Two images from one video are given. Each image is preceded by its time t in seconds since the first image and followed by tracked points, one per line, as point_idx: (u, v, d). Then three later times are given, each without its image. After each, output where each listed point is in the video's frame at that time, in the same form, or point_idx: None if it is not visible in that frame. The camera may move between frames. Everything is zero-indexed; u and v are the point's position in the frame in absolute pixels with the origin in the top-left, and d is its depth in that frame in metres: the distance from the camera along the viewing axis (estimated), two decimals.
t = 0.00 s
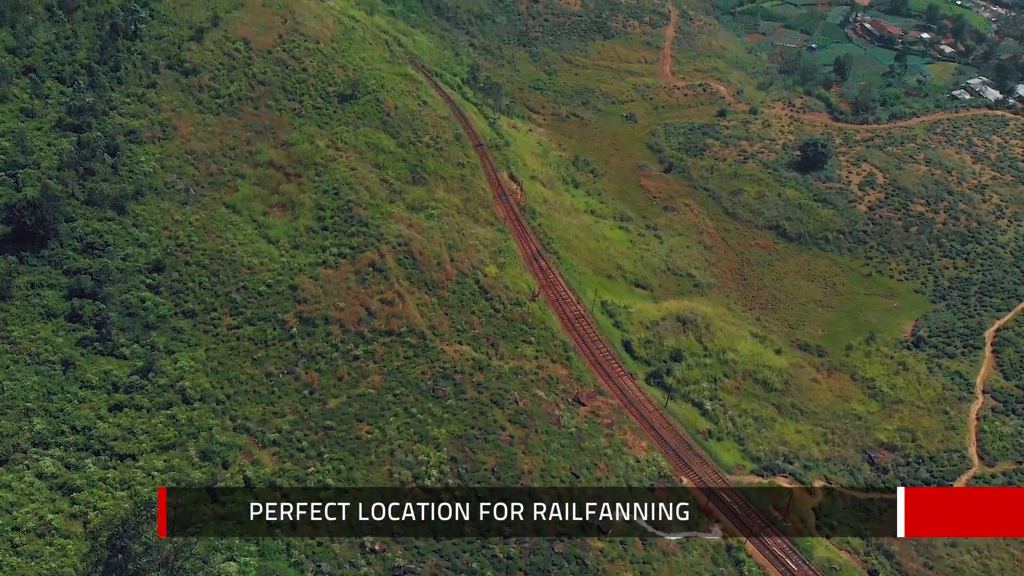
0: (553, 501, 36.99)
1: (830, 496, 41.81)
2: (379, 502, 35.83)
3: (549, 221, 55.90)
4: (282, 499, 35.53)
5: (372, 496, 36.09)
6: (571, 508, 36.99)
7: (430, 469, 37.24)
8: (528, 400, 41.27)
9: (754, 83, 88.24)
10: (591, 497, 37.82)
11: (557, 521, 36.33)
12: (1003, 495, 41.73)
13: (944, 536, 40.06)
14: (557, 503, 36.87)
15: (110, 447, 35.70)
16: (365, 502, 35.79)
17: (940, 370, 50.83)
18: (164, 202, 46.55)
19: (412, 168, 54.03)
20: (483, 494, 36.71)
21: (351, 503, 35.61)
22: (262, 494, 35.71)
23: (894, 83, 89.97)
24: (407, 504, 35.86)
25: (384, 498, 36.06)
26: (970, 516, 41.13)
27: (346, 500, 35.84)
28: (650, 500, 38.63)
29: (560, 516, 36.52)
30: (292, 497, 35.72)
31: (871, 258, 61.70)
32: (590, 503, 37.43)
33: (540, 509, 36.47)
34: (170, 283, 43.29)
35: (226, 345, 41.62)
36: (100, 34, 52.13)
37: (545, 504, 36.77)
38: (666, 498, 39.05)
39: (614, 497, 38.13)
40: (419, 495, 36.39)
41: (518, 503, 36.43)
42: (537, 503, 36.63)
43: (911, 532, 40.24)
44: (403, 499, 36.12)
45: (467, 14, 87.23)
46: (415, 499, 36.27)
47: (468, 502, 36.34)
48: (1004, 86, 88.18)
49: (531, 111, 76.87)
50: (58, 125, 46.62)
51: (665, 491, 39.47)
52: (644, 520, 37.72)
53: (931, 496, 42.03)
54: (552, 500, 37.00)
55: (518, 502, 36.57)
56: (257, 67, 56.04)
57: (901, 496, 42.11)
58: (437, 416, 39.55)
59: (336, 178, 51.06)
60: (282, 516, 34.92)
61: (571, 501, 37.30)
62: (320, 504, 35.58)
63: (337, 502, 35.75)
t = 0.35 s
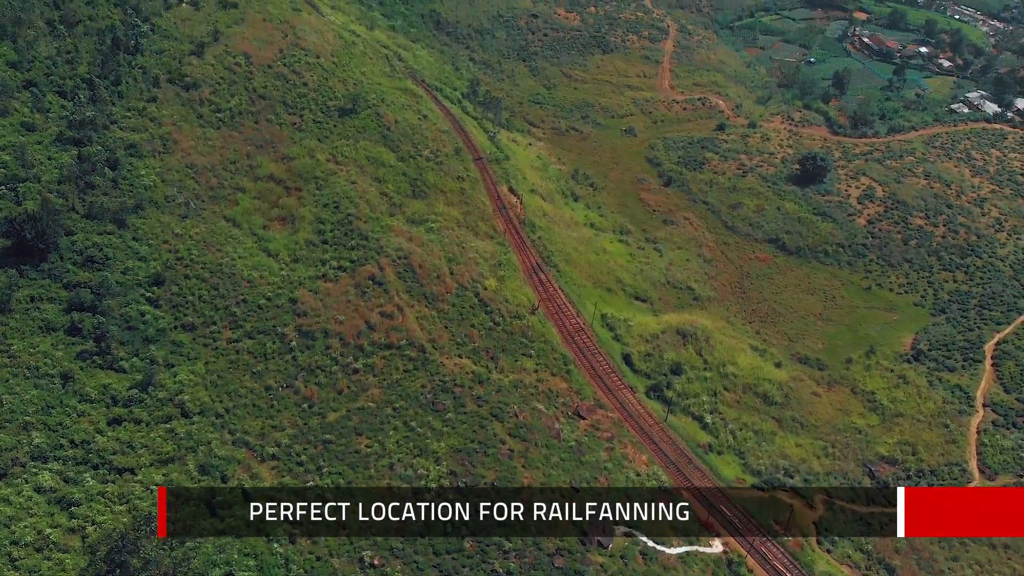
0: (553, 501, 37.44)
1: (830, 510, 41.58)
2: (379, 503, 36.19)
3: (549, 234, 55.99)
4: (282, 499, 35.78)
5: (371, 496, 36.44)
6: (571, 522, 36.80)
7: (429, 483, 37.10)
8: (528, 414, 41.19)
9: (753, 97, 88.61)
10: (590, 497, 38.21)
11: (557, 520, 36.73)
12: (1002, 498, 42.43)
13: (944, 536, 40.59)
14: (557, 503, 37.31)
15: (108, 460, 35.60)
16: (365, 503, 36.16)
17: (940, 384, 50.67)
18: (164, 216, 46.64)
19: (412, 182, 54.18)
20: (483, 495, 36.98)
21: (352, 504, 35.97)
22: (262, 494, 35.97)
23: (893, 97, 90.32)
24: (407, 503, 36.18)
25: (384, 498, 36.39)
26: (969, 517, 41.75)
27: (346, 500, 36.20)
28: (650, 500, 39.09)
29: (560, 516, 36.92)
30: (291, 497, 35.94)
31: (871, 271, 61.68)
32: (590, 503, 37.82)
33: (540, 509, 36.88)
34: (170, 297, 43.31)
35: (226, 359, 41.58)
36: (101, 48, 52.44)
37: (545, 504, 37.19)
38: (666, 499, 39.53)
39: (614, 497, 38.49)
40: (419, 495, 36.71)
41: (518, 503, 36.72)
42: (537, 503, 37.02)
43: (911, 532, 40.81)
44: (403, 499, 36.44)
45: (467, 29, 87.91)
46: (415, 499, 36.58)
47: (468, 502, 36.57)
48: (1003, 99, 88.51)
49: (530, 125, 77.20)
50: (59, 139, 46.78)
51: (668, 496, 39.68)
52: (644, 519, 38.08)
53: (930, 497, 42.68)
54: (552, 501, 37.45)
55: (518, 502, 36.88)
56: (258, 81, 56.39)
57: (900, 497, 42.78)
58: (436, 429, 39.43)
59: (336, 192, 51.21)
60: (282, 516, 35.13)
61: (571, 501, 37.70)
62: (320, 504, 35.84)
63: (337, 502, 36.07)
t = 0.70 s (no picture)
0: (553, 501, 37.93)
1: (831, 524, 41.37)
2: (379, 503, 36.53)
3: (548, 247, 56.06)
4: (282, 500, 36.17)
5: (371, 496, 36.80)
6: (571, 537, 36.51)
7: (429, 498, 36.90)
8: (528, 427, 41.12)
9: (751, 110, 88.87)
10: (590, 497, 38.66)
11: (557, 520, 37.21)
12: (998, 500, 43.62)
13: (943, 537, 41.53)
14: (556, 504, 37.81)
15: (107, 475, 35.48)
16: (365, 503, 36.51)
17: (940, 397, 50.53)
18: (163, 230, 46.76)
19: (412, 196, 54.32)
20: (483, 495, 37.34)
21: (352, 504, 36.32)
22: (262, 494, 36.34)
23: (891, 111, 90.56)
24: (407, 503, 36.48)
25: (384, 498, 36.74)
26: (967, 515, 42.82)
27: (346, 500, 36.58)
28: (650, 500, 39.52)
29: (560, 516, 37.39)
30: (291, 497, 36.34)
31: (871, 285, 61.63)
32: (590, 503, 38.31)
33: (539, 509, 37.29)
34: (169, 311, 43.32)
35: (225, 372, 41.47)
36: (102, 62, 52.69)
37: (545, 504, 37.62)
38: (667, 499, 40.03)
39: (614, 497, 38.99)
40: (419, 495, 36.99)
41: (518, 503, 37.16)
42: (537, 503, 37.44)
43: (911, 532, 41.79)
44: (403, 499, 36.74)
45: (467, 44, 88.60)
46: (415, 499, 36.87)
47: (468, 503, 36.89)
48: (1001, 113, 88.74)
49: (530, 139, 77.48)
50: (59, 153, 46.91)
51: (671, 495, 40.38)
52: (644, 519, 38.43)
53: (930, 496, 43.51)
54: (552, 501, 37.92)
55: (518, 502, 37.27)
56: (259, 95, 56.78)
57: (901, 495, 43.54)
58: (436, 443, 39.34)
59: (336, 205, 51.33)
60: (282, 516, 35.55)
61: (571, 501, 38.18)
62: (320, 504, 36.24)
63: (337, 502, 36.42)
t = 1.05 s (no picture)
0: (553, 500, 38.42)
1: (833, 539, 41.07)
2: (379, 503, 36.92)
3: (548, 261, 56.10)
4: (282, 499, 36.64)
5: (372, 496, 37.18)
6: (571, 551, 36.24)
7: (428, 513, 36.68)
8: (527, 441, 41.03)
9: (750, 124, 89.14)
10: (590, 497, 39.15)
11: (557, 520, 37.58)
12: (997, 498, 44.19)
13: (943, 536, 42.09)
14: (557, 503, 38.31)
15: (105, 489, 35.31)
16: (365, 502, 36.89)
17: (941, 411, 50.38)
18: (163, 243, 46.83)
19: (411, 209, 54.46)
20: (482, 495, 37.73)
21: (351, 504, 36.67)
22: (261, 494, 36.81)
23: (889, 125, 90.79)
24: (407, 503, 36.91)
25: (384, 498, 37.14)
26: (964, 515, 43.51)
27: (346, 500, 36.97)
28: (649, 500, 40.22)
29: (560, 516, 37.79)
30: (291, 497, 36.83)
31: (870, 298, 61.55)
32: (590, 503, 38.80)
33: (539, 509, 37.75)
34: (169, 324, 43.29)
35: (224, 386, 41.34)
36: (103, 76, 52.95)
37: (545, 504, 38.10)
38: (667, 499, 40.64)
39: (614, 497, 39.60)
40: (419, 496, 37.41)
41: (518, 503, 37.54)
42: (537, 503, 37.87)
43: (911, 532, 42.35)
44: (403, 499, 37.17)
45: (466, 59, 89.13)
46: (414, 500, 37.26)
47: (468, 502, 37.26)
48: (999, 127, 89.02)
49: (529, 153, 77.77)
50: (60, 166, 47.05)
51: (669, 496, 40.80)
52: (644, 519, 39.19)
53: (928, 496, 44.11)
54: (552, 501, 38.39)
55: (518, 503, 37.68)
56: (259, 109, 57.16)
57: (901, 495, 44.06)
58: (435, 458, 39.22)
59: (336, 218, 51.43)
60: (282, 516, 36.00)
61: (571, 501, 38.73)
62: (320, 504, 36.66)
63: (337, 502, 36.78)
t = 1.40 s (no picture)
0: (553, 501, 38.81)
1: (834, 552, 40.84)
2: (379, 503, 37.34)
3: (547, 274, 56.13)
4: (282, 500, 37.00)
5: (371, 498, 37.58)
6: (571, 565, 36.06)
7: (427, 527, 36.43)
8: (527, 455, 40.91)
9: (749, 138, 89.43)
10: (590, 498, 39.67)
11: (557, 520, 38.09)
12: (998, 498, 44.62)
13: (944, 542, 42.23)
14: (556, 503, 38.83)
15: (103, 503, 35.18)
16: (365, 503, 37.34)
17: (941, 424, 50.25)
18: (163, 257, 46.93)
19: (411, 223, 54.59)
20: (482, 496, 38.23)
21: (351, 504, 37.16)
22: (261, 495, 37.17)
23: (888, 139, 91.05)
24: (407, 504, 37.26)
25: (385, 499, 37.54)
26: (962, 514, 44.24)
27: (346, 501, 37.36)
28: (650, 500, 40.77)
29: (560, 516, 38.30)
30: (291, 497, 37.15)
31: (870, 312, 61.48)
32: (590, 503, 39.33)
33: (540, 508, 38.24)
34: (168, 338, 43.27)
35: (223, 400, 41.25)
36: (103, 91, 53.29)
37: (545, 504, 38.58)
38: (667, 499, 41.18)
39: (613, 497, 40.18)
40: (419, 496, 37.77)
41: (518, 504, 38.04)
42: (537, 504, 38.32)
43: (911, 532, 42.94)
44: (403, 499, 37.54)
45: (466, 73, 89.68)
46: (414, 500, 37.60)
47: (468, 503, 37.73)
48: (998, 140, 89.28)
49: (528, 167, 78.10)
50: (60, 180, 47.25)
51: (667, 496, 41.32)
52: (644, 519, 39.65)
53: (927, 497, 44.92)
54: (552, 501, 38.88)
55: (518, 503, 38.15)
56: (259, 123, 57.49)
57: (901, 494, 44.93)
58: (434, 471, 39.09)
59: (336, 232, 51.54)
60: (282, 516, 36.29)
61: (572, 501, 39.10)
62: (320, 505, 37.03)
63: (337, 502, 37.23)
